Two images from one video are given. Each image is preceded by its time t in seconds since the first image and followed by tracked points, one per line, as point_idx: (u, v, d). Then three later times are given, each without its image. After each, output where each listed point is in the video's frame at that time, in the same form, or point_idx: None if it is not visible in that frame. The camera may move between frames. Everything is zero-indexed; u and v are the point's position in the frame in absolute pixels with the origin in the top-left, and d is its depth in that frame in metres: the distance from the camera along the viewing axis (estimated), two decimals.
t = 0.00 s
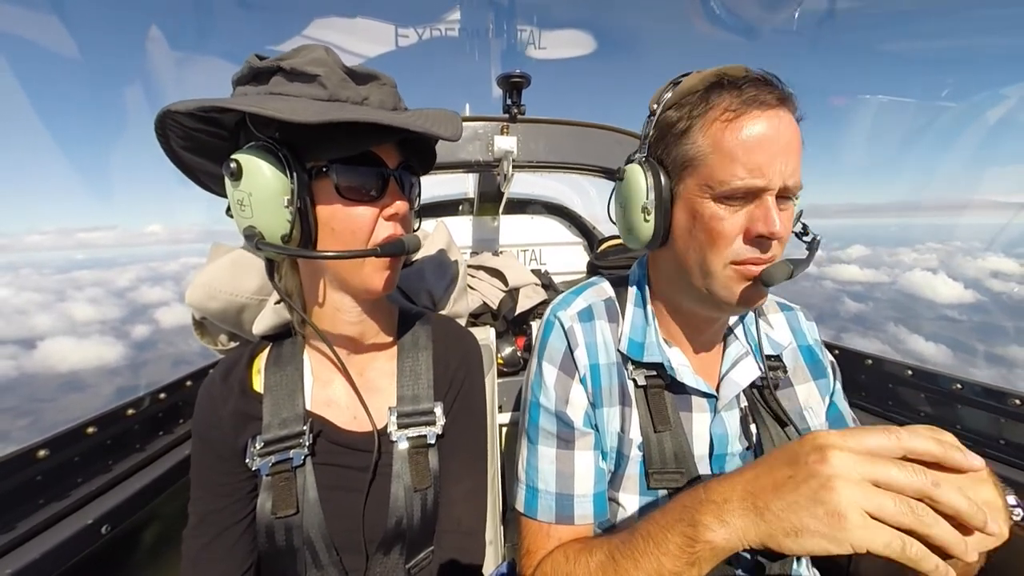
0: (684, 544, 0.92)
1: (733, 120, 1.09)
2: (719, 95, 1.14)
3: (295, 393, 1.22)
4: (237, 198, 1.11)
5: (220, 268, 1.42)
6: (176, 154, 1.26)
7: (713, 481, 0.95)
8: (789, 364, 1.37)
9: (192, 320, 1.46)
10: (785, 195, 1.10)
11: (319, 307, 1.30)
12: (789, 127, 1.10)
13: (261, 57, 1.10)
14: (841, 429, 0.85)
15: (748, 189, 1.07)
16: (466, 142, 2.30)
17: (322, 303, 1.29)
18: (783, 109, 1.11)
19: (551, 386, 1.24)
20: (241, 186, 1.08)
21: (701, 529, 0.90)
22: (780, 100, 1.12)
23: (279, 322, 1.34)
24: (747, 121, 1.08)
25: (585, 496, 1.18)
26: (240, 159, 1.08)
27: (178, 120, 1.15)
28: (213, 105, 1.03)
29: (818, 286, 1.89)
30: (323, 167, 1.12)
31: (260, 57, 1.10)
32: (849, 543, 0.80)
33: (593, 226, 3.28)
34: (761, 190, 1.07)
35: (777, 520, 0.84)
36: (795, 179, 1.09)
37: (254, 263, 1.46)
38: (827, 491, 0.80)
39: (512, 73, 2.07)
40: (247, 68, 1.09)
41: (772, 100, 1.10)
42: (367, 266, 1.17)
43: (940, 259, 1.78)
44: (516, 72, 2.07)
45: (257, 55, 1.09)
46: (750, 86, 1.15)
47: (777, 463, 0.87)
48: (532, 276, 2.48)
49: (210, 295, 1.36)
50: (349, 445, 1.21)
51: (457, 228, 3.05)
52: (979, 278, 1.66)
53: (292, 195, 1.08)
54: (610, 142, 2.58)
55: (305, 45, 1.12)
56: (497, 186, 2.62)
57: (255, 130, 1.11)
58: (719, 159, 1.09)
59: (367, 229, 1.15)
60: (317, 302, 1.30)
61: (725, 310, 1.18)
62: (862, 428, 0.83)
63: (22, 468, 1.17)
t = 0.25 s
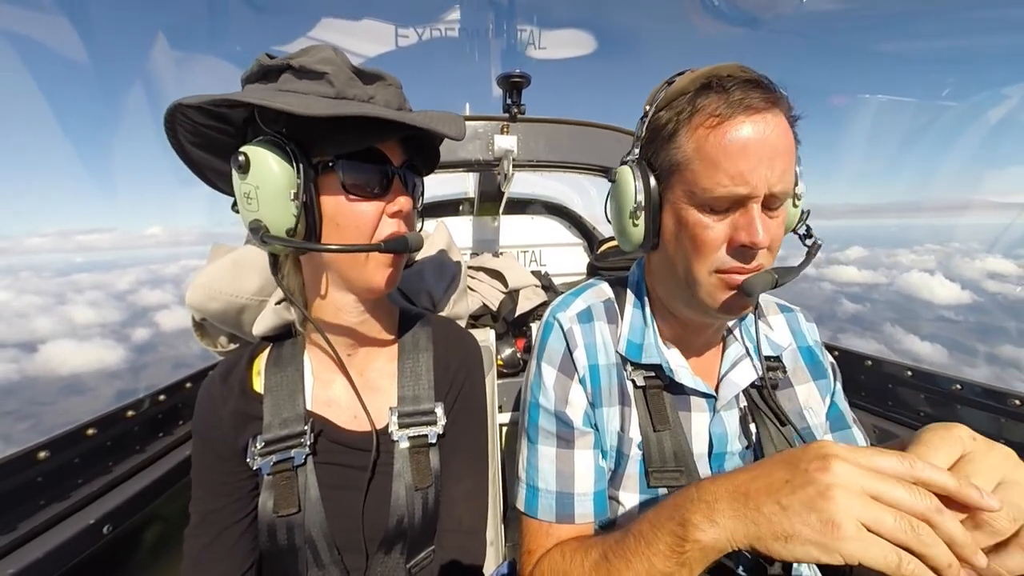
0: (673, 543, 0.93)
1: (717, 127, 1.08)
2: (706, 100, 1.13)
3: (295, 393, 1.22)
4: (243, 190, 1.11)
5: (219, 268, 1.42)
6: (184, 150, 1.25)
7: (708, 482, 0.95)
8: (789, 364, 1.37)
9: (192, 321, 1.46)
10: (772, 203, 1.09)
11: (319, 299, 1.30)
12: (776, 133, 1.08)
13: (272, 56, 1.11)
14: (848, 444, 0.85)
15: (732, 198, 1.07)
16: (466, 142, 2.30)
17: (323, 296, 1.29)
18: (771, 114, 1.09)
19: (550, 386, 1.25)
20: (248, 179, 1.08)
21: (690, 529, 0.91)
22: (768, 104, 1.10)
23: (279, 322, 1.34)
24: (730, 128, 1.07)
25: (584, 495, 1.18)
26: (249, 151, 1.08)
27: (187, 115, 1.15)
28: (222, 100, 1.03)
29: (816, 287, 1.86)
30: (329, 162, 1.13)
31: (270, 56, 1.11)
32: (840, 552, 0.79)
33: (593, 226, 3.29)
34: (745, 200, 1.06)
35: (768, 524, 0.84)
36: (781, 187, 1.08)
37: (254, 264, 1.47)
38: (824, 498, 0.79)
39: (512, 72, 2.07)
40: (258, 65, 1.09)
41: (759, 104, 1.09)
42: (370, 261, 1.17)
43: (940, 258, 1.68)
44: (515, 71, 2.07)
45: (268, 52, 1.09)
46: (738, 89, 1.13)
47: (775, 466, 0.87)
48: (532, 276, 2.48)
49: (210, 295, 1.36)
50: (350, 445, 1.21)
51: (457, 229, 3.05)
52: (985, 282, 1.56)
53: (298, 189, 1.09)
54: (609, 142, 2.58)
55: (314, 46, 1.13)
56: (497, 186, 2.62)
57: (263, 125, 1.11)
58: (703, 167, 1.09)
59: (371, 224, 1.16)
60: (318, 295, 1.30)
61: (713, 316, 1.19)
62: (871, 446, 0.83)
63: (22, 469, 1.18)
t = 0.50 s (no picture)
0: (615, 542, 0.92)
1: (715, 165, 1.04)
2: (710, 128, 1.07)
3: (295, 392, 1.22)
4: (242, 189, 1.10)
5: (219, 268, 1.41)
6: (186, 149, 1.25)
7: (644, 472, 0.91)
8: (788, 364, 1.37)
9: (192, 320, 1.45)
10: (762, 247, 1.07)
11: (319, 299, 1.29)
12: (777, 178, 1.03)
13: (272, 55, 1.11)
14: (768, 415, 0.78)
15: (718, 242, 1.05)
16: (466, 142, 2.29)
17: (322, 295, 1.28)
18: (775, 153, 1.04)
19: (546, 386, 1.26)
20: (247, 177, 1.08)
21: (627, 524, 0.89)
22: (775, 142, 1.04)
23: (279, 322, 1.33)
24: (727, 171, 1.03)
25: (579, 495, 1.18)
26: (247, 150, 1.08)
27: (189, 115, 1.14)
28: (221, 98, 1.02)
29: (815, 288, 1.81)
30: (327, 160, 1.12)
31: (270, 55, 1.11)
32: (742, 540, 0.73)
33: (593, 226, 3.28)
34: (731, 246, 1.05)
35: (681, 515, 0.80)
36: (772, 236, 1.05)
37: (254, 264, 1.46)
38: (724, 482, 0.74)
39: (512, 71, 2.07)
40: (258, 65, 1.09)
41: (764, 143, 1.03)
42: (368, 261, 1.16)
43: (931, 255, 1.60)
44: (515, 71, 2.07)
45: (268, 52, 1.09)
46: (747, 120, 1.06)
47: (692, 452, 0.82)
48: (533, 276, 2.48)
49: (210, 295, 1.36)
50: (349, 445, 1.21)
51: (457, 228, 3.04)
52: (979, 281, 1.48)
53: (296, 187, 1.08)
54: (609, 141, 2.58)
55: (313, 45, 1.12)
56: (497, 185, 2.62)
57: (263, 124, 1.11)
58: (693, 206, 1.07)
59: (369, 224, 1.15)
60: (317, 293, 1.29)
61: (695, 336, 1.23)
62: (787, 418, 0.77)
63: (21, 469, 1.17)
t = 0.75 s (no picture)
0: (598, 543, 0.93)
1: (692, 188, 1.05)
2: (690, 149, 1.08)
3: (295, 393, 1.22)
4: (239, 192, 1.10)
5: (220, 268, 1.41)
6: (182, 149, 1.24)
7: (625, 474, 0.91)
8: (790, 364, 1.37)
9: (191, 321, 1.45)
10: (744, 268, 1.07)
11: (318, 302, 1.30)
12: (755, 201, 1.03)
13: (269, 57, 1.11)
14: (742, 413, 0.78)
15: (697, 264, 1.07)
16: (466, 142, 2.29)
17: (321, 296, 1.29)
18: (754, 176, 1.03)
19: (546, 386, 1.26)
20: (243, 180, 1.08)
21: (607, 526, 0.90)
22: (754, 164, 1.03)
23: (279, 322, 1.33)
24: (703, 194, 1.04)
25: (581, 496, 1.18)
26: (243, 153, 1.07)
27: (186, 116, 1.14)
28: (218, 100, 1.02)
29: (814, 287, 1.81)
30: (325, 163, 1.12)
31: (268, 56, 1.10)
32: (708, 540, 0.74)
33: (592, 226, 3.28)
34: (710, 267, 1.07)
35: (652, 515, 0.80)
36: (752, 258, 1.05)
37: (254, 264, 1.46)
38: (690, 481, 0.75)
39: (512, 72, 2.07)
40: (256, 66, 1.09)
41: (743, 165, 1.02)
42: (366, 263, 1.16)
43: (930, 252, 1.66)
44: (515, 71, 2.07)
45: (266, 54, 1.09)
46: (728, 140, 1.06)
47: (666, 452, 0.82)
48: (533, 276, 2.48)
49: (209, 295, 1.36)
50: (349, 445, 1.21)
51: (457, 228, 3.04)
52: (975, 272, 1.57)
53: (293, 190, 1.07)
54: (609, 141, 2.58)
55: (312, 45, 1.12)
56: (497, 185, 2.62)
57: (260, 126, 1.10)
58: (673, 227, 1.09)
59: (366, 227, 1.15)
60: (317, 296, 1.29)
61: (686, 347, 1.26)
62: (759, 417, 0.76)
63: (21, 469, 1.17)
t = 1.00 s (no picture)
0: (603, 541, 0.93)
1: (670, 186, 1.06)
2: (668, 149, 1.08)
3: (295, 392, 1.22)
4: (240, 195, 1.09)
5: (219, 269, 1.41)
6: (180, 149, 1.25)
7: (630, 471, 0.91)
8: (787, 363, 1.37)
9: (192, 320, 1.46)
10: (727, 265, 1.07)
11: (319, 308, 1.30)
12: (733, 198, 1.03)
13: (267, 56, 1.10)
14: (747, 408, 0.78)
15: (681, 263, 1.07)
16: (466, 142, 2.30)
17: (323, 304, 1.29)
18: (730, 174, 1.04)
19: (543, 386, 1.26)
20: (244, 183, 1.07)
21: (614, 523, 0.90)
22: (730, 162, 1.04)
23: (279, 322, 1.33)
24: (681, 193, 1.04)
25: (577, 496, 1.18)
26: (244, 155, 1.05)
27: (184, 116, 1.13)
28: (217, 101, 1.01)
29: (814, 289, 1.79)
30: (326, 166, 1.12)
31: (266, 55, 1.10)
32: (719, 535, 0.74)
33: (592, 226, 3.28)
34: (693, 266, 1.07)
35: (661, 511, 0.81)
36: (734, 255, 1.05)
37: (254, 264, 1.46)
38: (700, 477, 0.74)
39: (512, 71, 2.07)
40: (254, 66, 1.08)
41: (720, 163, 1.03)
42: (369, 268, 1.17)
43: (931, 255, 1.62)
44: (515, 71, 2.07)
45: (263, 53, 1.08)
46: (704, 138, 1.07)
47: (672, 449, 0.82)
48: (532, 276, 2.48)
49: (209, 294, 1.36)
50: (350, 445, 1.21)
51: (457, 228, 3.05)
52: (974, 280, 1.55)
53: (295, 193, 1.07)
54: (609, 141, 2.58)
55: (310, 44, 1.11)
56: (497, 185, 2.62)
57: (259, 127, 1.10)
58: (654, 226, 1.10)
59: (371, 229, 1.16)
60: (318, 303, 1.29)
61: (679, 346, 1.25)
62: (763, 411, 0.77)
63: (21, 468, 1.17)
